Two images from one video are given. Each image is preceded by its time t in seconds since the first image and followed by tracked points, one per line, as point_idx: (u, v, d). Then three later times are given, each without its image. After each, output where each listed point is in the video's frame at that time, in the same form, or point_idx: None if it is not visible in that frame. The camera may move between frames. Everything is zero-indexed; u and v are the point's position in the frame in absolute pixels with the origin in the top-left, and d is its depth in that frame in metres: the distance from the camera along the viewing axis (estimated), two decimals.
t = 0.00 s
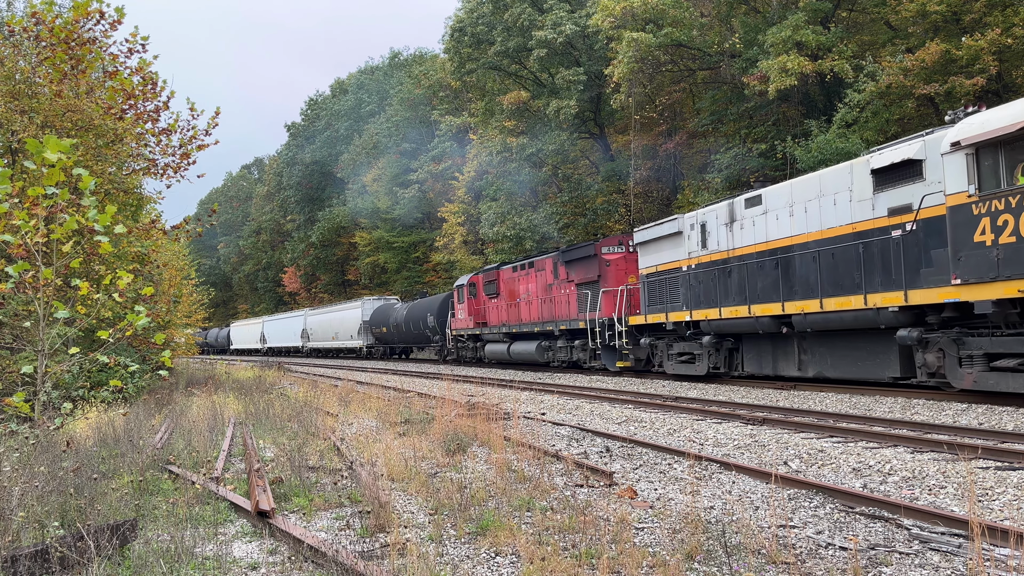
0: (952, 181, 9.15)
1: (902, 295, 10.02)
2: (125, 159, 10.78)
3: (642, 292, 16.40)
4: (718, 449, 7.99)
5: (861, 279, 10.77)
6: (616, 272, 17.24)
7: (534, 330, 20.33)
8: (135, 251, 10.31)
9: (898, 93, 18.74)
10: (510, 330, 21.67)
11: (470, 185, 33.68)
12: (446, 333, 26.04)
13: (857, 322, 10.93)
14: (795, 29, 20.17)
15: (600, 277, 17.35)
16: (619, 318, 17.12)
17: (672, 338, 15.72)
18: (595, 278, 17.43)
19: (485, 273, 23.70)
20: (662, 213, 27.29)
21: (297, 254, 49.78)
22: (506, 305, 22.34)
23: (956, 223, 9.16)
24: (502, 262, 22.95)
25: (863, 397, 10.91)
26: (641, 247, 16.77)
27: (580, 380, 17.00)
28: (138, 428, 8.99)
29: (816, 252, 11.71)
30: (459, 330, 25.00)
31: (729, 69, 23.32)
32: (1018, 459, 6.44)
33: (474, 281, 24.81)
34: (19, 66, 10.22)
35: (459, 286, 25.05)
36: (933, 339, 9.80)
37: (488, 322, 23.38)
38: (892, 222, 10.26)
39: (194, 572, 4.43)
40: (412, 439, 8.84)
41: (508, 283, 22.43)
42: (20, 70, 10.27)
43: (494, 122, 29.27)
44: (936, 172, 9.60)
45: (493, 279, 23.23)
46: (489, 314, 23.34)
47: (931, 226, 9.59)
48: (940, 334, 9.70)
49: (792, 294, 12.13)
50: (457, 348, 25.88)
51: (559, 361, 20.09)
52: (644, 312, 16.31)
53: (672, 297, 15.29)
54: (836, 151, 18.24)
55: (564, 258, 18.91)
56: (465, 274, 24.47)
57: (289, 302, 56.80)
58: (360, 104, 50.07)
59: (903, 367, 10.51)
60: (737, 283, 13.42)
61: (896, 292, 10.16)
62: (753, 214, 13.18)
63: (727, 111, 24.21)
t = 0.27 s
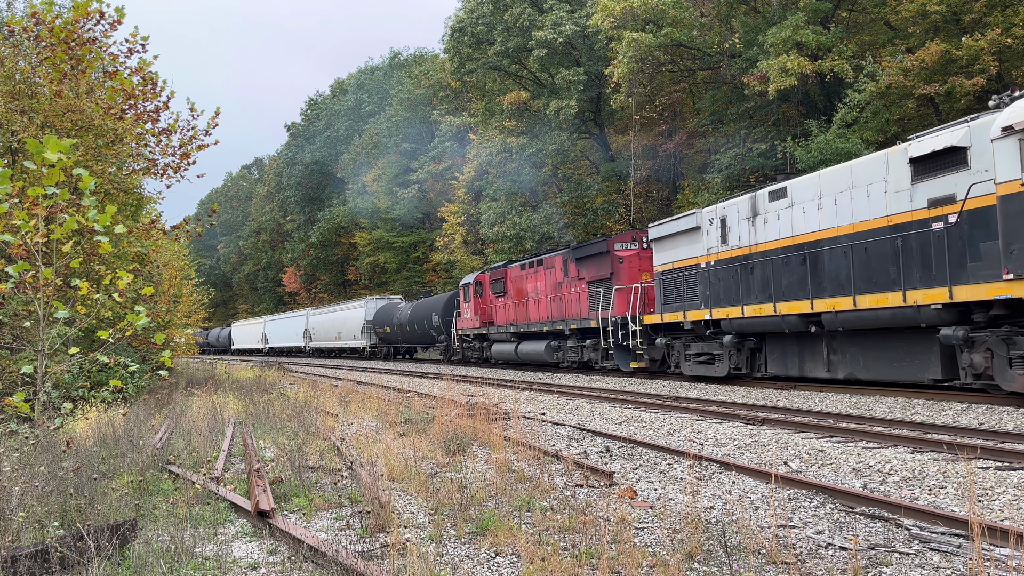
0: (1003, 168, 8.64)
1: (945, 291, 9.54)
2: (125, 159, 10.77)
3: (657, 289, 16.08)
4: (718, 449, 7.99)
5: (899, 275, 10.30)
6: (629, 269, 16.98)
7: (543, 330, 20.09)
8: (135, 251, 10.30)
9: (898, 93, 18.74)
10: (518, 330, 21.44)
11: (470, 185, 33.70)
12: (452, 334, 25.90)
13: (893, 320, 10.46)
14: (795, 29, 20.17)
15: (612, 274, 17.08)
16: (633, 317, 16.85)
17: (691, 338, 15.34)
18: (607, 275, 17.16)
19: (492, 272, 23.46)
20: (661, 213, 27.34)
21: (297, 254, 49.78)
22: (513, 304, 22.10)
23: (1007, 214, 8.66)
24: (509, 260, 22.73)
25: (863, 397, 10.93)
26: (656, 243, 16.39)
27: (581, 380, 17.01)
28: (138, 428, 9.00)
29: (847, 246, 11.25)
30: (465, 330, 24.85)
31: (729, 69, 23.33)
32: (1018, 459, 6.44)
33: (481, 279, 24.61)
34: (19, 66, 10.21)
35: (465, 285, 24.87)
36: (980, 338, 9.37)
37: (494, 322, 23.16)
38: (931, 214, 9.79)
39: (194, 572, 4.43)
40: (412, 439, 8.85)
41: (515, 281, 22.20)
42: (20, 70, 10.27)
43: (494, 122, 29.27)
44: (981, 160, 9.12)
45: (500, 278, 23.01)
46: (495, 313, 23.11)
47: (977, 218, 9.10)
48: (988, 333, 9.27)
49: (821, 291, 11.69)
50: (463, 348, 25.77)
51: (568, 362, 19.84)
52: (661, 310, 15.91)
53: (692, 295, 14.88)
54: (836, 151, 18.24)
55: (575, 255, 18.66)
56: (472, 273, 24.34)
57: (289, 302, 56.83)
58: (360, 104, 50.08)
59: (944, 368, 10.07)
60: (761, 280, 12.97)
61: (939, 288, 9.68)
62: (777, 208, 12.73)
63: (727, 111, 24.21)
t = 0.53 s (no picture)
0: None
1: (995, 287, 9.07)
2: (125, 159, 10.76)
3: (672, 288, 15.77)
4: (718, 449, 7.99)
5: (941, 270, 9.84)
6: (643, 267, 16.70)
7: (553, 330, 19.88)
8: (135, 251, 10.30)
9: (898, 93, 18.74)
10: (527, 329, 21.25)
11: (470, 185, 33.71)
12: (458, 334, 25.77)
13: (937, 318, 9.99)
14: (795, 29, 20.17)
15: (625, 272, 16.82)
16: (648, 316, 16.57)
17: (709, 338, 15.04)
18: (621, 273, 16.89)
19: (500, 270, 23.24)
20: (661, 213, 27.37)
21: (297, 255, 49.78)
22: (521, 303, 21.91)
23: None
24: (516, 258, 22.53)
25: (863, 397, 10.94)
26: (670, 240, 15.98)
27: (581, 380, 17.02)
28: (138, 428, 9.00)
29: (882, 240, 10.80)
30: (471, 329, 24.71)
31: (729, 69, 23.33)
32: (1018, 459, 6.44)
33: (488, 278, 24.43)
34: (19, 66, 10.21)
35: (470, 283, 24.72)
36: None
37: (502, 321, 22.98)
38: (978, 205, 9.35)
39: (194, 572, 4.43)
40: (412, 439, 8.85)
41: (523, 280, 22.01)
42: (20, 70, 10.27)
43: (494, 122, 29.28)
44: None
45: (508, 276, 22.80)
46: (503, 312, 22.92)
47: None
48: None
49: (854, 287, 11.23)
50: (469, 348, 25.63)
51: (579, 362, 19.63)
52: (678, 309, 15.46)
53: (711, 293, 14.41)
54: (836, 152, 18.25)
55: (586, 252, 18.41)
56: (477, 271, 24.20)
57: (289, 302, 56.84)
58: (360, 104, 50.09)
59: (993, 370, 9.72)
60: (787, 277, 12.51)
61: (987, 284, 9.22)
62: (803, 200, 12.27)
63: (727, 111, 24.22)
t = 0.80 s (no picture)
0: None
1: None
2: (125, 159, 10.77)
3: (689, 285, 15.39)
4: (718, 449, 7.99)
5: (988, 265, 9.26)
6: (658, 264, 16.36)
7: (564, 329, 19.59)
8: (135, 251, 10.29)
9: (898, 93, 18.74)
10: (537, 328, 20.98)
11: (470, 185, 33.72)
12: (465, 333, 25.58)
13: (985, 316, 9.36)
14: (795, 29, 20.18)
15: (640, 268, 16.49)
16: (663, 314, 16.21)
17: (730, 337, 14.52)
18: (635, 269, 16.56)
19: (510, 268, 23.01)
20: (661, 213, 27.39)
21: (297, 255, 49.76)
22: (531, 301, 21.67)
23: None
24: (526, 256, 22.30)
25: (863, 398, 10.95)
26: (690, 235, 15.56)
27: (581, 380, 17.03)
28: (138, 428, 9.00)
29: (921, 233, 10.25)
30: (478, 329, 24.48)
31: (730, 69, 23.33)
32: (1018, 459, 6.44)
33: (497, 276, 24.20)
34: (19, 66, 10.21)
35: (477, 281, 24.53)
36: None
37: (511, 320, 22.73)
38: None
39: (194, 572, 4.43)
40: (412, 439, 8.85)
41: (532, 278, 21.78)
42: (20, 70, 10.27)
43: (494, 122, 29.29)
44: None
45: (517, 275, 22.56)
46: (512, 311, 22.68)
47: None
48: None
49: (889, 284, 10.69)
50: (475, 348, 25.38)
51: (590, 362, 19.31)
52: (698, 308, 15.00)
53: (734, 290, 13.91)
54: (836, 152, 18.26)
55: (598, 249, 18.13)
56: (485, 270, 24.01)
57: (289, 302, 56.84)
58: (360, 104, 50.11)
59: None
60: (815, 273, 12.01)
61: None
62: (833, 192, 11.77)
63: (727, 111, 24.23)
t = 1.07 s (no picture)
0: None
1: None
2: (125, 159, 10.78)
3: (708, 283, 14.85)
4: (718, 449, 8.00)
5: None
6: (674, 260, 15.87)
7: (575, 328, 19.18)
8: (135, 251, 10.28)
9: (898, 93, 18.73)
10: (547, 327, 20.57)
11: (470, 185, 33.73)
12: (471, 333, 25.28)
13: None
14: (795, 29, 20.18)
15: (655, 265, 16.02)
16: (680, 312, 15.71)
17: (753, 336, 13.92)
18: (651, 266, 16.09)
19: (518, 265, 22.61)
20: (662, 213, 27.39)
21: (297, 255, 49.75)
22: (541, 299, 21.27)
23: None
24: (535, 252, 21.88)
25: (863, 397, 10.94)
26: (710, 230, 14.97)
27: (581, 380, 17.04)
28: (138, 428, 9.00)
29: (964, 224, 9.56)
30: (484, 328, 24.19)
31: (730, 69, 23.33)
32: (1018, 459, 6.44)
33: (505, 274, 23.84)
34: (19, 65, 10.20)
35: (484, 279, 24.22)
36: None
37: (520, 319, 22.36)
38: None
39: (194, 572, 4.43)
40: (412, 439, 8.85)
41: (541, 275, 21.40)
42: (20, 70, 10.27)
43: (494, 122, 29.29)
44: None
45: (526, 273, 22.17)
46: (521, 310, 22.30)
47: None
48: None
49: (929, 279, 10.03)
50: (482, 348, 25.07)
51: (602, 362, 18.87)
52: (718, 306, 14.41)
53: (759, 287, 13.32)
54: (836, 152, 18.27)
55: (611, 246, 17.63)
56: (491, 267, 23.70)
57: (289, 302, 56.83)
58: (360, 104, 50.11)
59: None
60: (847, 268, 11.38)
61: None
62: (867, 182, 11.13)
63: (727, 111, 24.23)
